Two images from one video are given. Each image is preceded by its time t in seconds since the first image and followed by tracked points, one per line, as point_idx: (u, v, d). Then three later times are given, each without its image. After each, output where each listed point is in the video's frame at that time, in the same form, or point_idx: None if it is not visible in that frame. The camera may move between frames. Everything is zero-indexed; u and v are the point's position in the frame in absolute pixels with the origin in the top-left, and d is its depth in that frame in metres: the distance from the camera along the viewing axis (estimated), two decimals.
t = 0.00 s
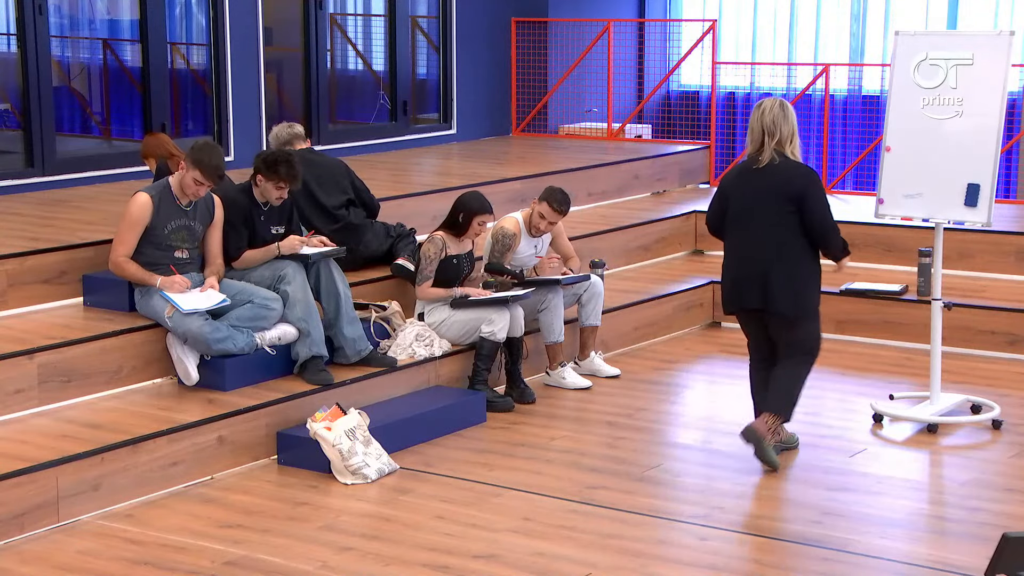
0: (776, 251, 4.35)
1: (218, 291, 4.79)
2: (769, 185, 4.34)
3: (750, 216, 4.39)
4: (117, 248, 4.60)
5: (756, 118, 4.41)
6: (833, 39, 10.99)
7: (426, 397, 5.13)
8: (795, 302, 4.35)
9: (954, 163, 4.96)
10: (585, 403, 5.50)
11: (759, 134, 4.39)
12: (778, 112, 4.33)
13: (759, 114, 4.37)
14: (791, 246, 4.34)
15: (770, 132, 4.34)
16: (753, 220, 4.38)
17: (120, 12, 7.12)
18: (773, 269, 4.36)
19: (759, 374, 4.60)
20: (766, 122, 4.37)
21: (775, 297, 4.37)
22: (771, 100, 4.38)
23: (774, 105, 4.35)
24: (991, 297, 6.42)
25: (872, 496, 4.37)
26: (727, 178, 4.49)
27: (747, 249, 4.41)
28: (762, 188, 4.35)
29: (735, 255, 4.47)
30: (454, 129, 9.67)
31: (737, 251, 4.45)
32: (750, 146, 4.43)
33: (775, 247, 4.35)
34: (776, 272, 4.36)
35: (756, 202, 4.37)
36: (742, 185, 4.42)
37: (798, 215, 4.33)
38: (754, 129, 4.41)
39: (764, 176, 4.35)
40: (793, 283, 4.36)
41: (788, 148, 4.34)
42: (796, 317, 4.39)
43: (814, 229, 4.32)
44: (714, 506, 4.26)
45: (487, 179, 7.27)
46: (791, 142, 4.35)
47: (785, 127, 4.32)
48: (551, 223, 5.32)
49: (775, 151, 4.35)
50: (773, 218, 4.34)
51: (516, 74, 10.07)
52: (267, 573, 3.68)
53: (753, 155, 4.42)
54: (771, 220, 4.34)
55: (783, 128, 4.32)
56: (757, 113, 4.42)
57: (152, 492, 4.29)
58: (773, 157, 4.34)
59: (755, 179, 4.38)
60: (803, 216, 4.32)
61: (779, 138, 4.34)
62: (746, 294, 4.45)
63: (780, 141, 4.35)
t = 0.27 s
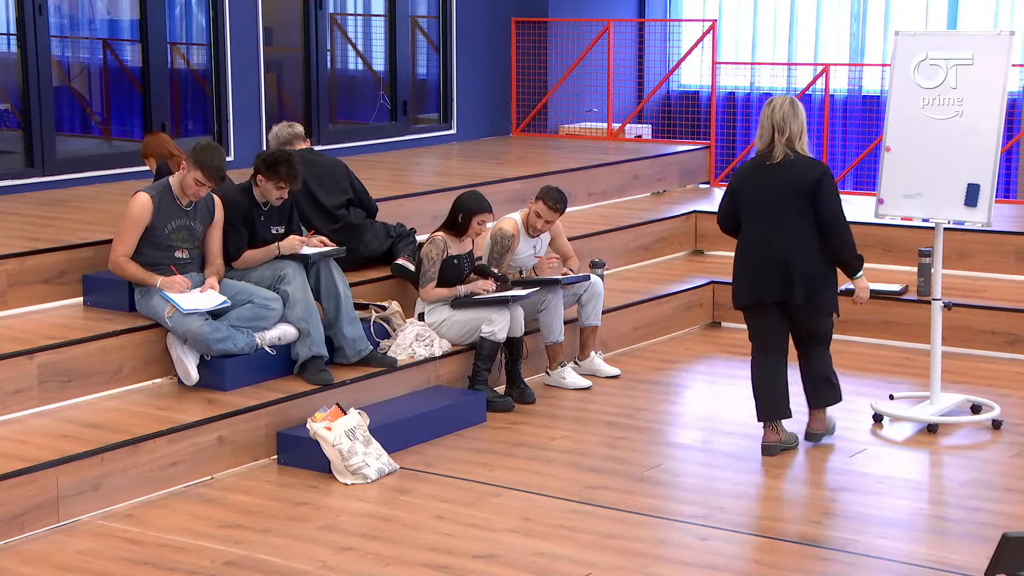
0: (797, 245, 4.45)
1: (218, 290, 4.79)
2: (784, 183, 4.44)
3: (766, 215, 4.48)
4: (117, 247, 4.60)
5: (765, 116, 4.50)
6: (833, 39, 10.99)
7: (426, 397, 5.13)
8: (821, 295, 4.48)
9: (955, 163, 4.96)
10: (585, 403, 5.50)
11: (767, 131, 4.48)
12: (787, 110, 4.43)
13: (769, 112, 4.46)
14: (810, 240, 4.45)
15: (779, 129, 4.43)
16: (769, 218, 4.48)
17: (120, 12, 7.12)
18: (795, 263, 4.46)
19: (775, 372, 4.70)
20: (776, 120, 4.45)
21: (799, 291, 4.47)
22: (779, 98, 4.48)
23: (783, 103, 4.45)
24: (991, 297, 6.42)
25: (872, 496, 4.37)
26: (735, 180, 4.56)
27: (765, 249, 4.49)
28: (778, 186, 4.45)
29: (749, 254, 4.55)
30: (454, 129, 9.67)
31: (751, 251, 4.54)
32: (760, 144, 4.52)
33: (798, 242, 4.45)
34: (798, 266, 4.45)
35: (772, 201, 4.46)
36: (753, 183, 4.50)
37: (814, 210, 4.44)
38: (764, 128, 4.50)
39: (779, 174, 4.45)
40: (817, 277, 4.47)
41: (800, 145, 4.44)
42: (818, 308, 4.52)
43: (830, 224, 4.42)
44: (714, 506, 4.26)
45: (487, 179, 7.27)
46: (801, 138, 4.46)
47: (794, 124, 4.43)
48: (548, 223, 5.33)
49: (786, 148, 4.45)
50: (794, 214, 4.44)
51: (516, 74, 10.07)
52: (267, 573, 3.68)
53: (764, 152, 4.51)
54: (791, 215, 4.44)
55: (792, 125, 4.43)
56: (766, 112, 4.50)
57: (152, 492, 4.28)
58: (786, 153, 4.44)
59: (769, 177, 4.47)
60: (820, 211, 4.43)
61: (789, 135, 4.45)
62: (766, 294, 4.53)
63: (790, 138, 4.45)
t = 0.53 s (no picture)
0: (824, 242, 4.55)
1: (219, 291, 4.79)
2: (812, 181, 4.53)
3: (791, 214, 4.56)
4: (117, 247, 4.60)
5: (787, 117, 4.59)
6: (833, 38, 11.00)
7: (426, 397, 5.13)
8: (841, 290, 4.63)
9: (954, 163, 4.96)
10: (585, 403, 5.50)
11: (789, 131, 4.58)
12: (812, 110, 4.53)
13: (793, 112, 4.55)
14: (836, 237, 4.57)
15: (805, 128, 4.53)
16: (796, 216, 4.55)
17: (120, 12, 7.12)
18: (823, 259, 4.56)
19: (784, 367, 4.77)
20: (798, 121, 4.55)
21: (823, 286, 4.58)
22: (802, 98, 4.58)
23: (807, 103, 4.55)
24: (991, 297, 6.42)
25: (873, 496, 4.37)
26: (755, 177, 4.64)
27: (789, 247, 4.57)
28: (804, 186, 4.53)
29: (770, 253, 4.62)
30: (454, 129, 9.67)
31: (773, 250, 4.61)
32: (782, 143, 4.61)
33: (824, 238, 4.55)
34: (826, 262, 4.56)
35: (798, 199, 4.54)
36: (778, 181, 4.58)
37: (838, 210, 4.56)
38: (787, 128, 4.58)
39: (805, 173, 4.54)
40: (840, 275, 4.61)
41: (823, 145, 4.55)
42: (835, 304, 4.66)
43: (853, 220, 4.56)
44: (714, 506, 4.26)
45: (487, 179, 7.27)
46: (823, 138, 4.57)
47: (817, 125, 4.53)
48: (545, 224, 5.33)
49: (810, 149, 4.55)
50: (822, 211, 4.54)
51: (516, 74, 10.07)
52: (267, 573, 3.68)
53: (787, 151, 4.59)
54: (819, 212, 4.54)
55: (816, 126, 4.53)
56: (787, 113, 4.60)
57: (152, 492, 4.29)
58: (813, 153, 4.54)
59: (794, 176, 4.55)
60: (845, 209, 4.56)
61: (812, 135, 4.55)
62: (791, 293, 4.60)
63: (814, 138, 4.56)
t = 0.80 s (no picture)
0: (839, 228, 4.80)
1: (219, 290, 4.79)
2: (832, 169, 4.79)
3: (810, 198, 4.81)
4: (116, 248, 4.60)
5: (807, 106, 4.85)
6: (833, 38, 11.00)
7: (426, 397, 5.13)
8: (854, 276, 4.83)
9: (954, 163, 4.97)
10: (585, 403, 5.50)
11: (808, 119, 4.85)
12: (829, 100, 4.78)
13: (811, 100, 4.81)
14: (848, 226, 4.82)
15: (823, 117, 4.80)
16: (814, 200, 4.80)
17: (120, 12, 7.12)
18: (836, 245, 4.80)
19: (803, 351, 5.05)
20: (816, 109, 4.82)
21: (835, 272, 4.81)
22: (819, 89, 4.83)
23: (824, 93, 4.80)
24: (991, 297, 6.43)
25: (873, 496, 4.37)
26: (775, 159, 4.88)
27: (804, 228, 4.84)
28: (824, 171, 4.79)
29: (787, 233, 4.89)
30: (454, 129, 9.67)
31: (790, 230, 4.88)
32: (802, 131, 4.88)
33: (837, 224, 4.80)
34: (839, 247, 4.80)
35: (816, 182, 4.79)
36: (797, 163, 4.83)
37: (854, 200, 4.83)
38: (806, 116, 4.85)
39: (825, 159, 4.80)
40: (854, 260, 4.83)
41: (840, 133, 4.81)
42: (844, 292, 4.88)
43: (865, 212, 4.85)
44: (714, 506, 4.26)
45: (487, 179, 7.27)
46: (841, 127, 4.82)
47: (834, 113, 4.78)
48: (544, 224, 5.34)
49: (830, 137, 4.81)
50: (839, 198, 4.80)
51: (516, 74, 10.07)
52: (267, 573, 3.68)
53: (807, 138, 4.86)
54: (835, 198, 4.79)
55: (832, 115, 4.79)
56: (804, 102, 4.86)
57: (152, 492, 4.29)
58: (831, 140, 4.80)
59: (815, 162, 4.81)
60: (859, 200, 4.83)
61: (830, 123, 4.80)
62: (808, 274, 4.85)
63: (832, 126, 4.81)
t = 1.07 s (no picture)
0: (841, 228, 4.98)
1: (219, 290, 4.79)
2: (833, 169, 4.96)
3: (813, 198, 4.98)
4: (116, 248, 4.60)
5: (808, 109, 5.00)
6: (833, 39, 11.00)
7: (426, 397, 5.13)
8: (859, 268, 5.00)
9: (954, 163, 4.96)
10: (585, 403, 5.50)
11: (809, 121, 5.01)
12: (829, 103, 4.94)
13: (811, 103, 4.97)
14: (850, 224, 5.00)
15: (823, 120, 4.96)
16: (817, 201, 4.97)
17: (120, 12, 7.12)
18: (840, 244, 4.97)
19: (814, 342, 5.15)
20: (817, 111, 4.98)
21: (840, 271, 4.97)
22: (819, 92, 4.99)
23: (824, 96, 4.96)
24: (991, 297, 6.43)
25: (873, 496, 4.37)
26: (776, 162, 5.02)
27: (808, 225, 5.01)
28: (825, 172, 4.96)
29: (790, 233, 5.06)
30: (454, 129, 9.67)
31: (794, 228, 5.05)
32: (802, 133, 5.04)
33: (840, 224, 4.98)
34: (843, 246, 4.97)
35: (817, 183, 4.96)
36: (798, 164, 4.99)
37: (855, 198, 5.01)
38: (807, 119, 5.02)
39: (825, 159, 4.97)
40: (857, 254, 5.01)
41: (840, 135, 4.98)
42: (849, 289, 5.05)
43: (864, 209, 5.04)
44: (714, 506, 4.26)
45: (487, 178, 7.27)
46: (841, 129, 4.98)
47: (834, 116, 4.95)
48: (543, 224, 5.33)
49: (830, 139, 4.98)
50: (841, 198, 4.98)
51: (516, 74, 10.08)
52: (267, 573, 3.68)
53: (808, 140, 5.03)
54: (837, 199, 4.97)
55: (832, 118, 4.96)
56: (805, 105, 5.02)
57: (152, 492, 4.29)
58: (831, 143, 4.97)
59: (816, 163, 4.97)
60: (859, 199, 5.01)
61: (831, 125, 4.97)
62: (813, 274, 5.01)
63: (832, 128, 4.98)
